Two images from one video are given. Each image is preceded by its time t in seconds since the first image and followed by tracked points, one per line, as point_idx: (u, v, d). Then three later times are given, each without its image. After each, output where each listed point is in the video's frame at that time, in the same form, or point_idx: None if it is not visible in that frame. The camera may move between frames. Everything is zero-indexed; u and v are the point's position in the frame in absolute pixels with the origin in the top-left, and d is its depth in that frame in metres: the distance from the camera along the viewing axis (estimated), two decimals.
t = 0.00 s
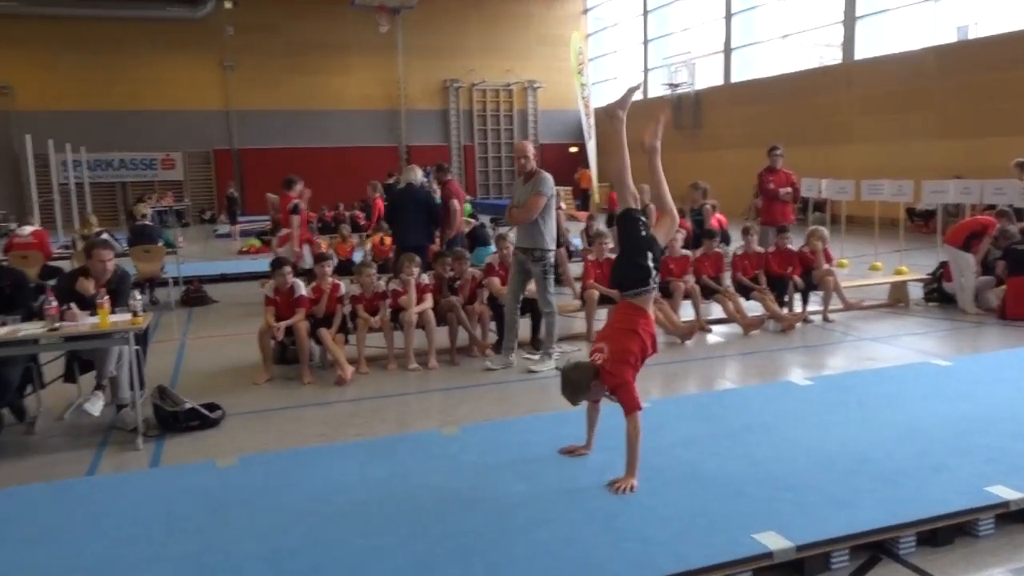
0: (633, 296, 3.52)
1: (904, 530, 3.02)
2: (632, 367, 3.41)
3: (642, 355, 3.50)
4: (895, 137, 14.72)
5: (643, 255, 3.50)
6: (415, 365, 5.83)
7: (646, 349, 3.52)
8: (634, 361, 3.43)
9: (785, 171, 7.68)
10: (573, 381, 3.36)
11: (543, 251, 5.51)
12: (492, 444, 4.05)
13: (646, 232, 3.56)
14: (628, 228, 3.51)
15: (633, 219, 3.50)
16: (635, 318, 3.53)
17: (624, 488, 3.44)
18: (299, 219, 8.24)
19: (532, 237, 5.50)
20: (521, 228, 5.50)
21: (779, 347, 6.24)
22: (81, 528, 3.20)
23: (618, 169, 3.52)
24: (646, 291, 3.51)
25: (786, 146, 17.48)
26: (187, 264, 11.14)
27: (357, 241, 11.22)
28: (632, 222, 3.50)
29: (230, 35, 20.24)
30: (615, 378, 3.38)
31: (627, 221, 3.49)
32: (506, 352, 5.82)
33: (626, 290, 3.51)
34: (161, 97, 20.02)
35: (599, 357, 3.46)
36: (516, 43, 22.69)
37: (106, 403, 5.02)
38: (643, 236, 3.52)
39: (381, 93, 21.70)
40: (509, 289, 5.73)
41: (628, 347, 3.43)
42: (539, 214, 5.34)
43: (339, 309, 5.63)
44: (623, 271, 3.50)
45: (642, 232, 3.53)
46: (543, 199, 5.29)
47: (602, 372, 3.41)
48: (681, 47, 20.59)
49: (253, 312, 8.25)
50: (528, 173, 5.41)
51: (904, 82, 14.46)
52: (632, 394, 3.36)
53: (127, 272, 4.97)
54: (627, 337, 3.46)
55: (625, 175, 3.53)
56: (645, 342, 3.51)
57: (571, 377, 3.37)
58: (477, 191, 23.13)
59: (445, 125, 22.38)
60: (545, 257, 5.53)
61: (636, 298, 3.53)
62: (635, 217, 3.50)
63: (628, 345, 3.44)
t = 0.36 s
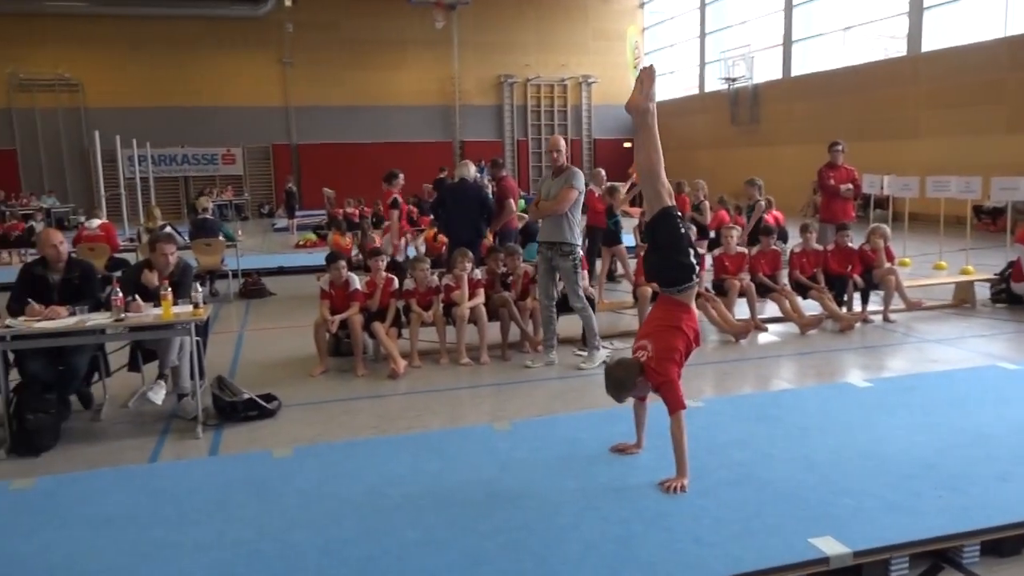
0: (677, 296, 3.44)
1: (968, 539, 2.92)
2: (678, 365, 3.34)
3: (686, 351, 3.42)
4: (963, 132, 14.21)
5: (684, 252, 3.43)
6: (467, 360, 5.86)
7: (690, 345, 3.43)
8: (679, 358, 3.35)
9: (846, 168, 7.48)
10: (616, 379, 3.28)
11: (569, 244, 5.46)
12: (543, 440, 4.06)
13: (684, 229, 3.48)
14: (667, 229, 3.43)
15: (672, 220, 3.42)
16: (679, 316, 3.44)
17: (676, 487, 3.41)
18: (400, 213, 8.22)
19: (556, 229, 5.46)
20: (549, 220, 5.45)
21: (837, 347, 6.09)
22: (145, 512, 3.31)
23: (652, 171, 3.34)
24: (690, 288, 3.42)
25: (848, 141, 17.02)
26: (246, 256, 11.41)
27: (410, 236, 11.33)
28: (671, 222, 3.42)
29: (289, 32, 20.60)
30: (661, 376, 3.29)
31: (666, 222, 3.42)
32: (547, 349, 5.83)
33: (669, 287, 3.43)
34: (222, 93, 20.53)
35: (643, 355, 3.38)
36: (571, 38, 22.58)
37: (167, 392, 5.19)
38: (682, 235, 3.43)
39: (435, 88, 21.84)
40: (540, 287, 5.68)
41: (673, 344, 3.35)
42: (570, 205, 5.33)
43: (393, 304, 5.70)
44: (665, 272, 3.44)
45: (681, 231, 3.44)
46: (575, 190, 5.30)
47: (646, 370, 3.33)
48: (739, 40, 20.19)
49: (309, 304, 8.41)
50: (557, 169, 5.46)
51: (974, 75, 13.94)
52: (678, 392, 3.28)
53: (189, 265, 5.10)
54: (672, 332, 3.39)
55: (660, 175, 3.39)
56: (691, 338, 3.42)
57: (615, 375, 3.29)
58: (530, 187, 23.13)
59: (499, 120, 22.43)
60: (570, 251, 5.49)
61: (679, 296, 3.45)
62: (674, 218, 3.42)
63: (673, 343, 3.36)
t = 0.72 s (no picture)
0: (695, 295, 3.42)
1: (998, 543, 2.87)
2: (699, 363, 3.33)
3: (706, 351, 3.40)
4: (997, 128, 13.94)
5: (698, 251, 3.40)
6: (492, 357, 5.87)
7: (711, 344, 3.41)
8: (700, 358, 3.34)
9: (876, 165, 7.38)
10: (638, 382, 3.27)
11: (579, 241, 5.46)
12: (567, 438, 4.05)
13: (695, 228, 3.46)
14: (680, 230, 3.40)
15: (684, 220, 3.40)
16: (698, 315, 3.42)
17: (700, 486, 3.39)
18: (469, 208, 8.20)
19: (566, 226, 5.46)
20: (558, 217, 5.45)
21: (866, 347, 6.01)
22: (174, 504, 3.37)
23: (656, 171, 3.31)
24: (707, 286, 3.41)
25: (879, 138, 16.78)
26: (274, 253, 11.53)
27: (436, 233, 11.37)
28: (682, 222, 3.40)
29: (317, 31, 20.74)
30: (682, 377, 3.28)
31: (678, 223, 3.40)
32: (572, 347, 5.77)
33: (687, 286, 3.42)
34: (251, 91, 20.75)
35: (663, 356, 3.37)
36: (598, 34, 22.49)
37: (196, 387, 5.26)
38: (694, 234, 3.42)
39: (462, 86, 21.89)
40: (558, 286, 5.67)
41: (693, 344, 3.33)
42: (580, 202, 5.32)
43: (418, 300, 5.74)
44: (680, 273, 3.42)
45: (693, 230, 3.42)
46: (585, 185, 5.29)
47: (668, 372, 3.32)
48: (767, 36, 19.97)
49: (335, 301, 8.47)
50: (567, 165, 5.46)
51: (1008, 71, 13.66)
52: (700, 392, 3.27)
53: (218, 261, 5.16)
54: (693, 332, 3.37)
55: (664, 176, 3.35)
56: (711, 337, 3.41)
57: (636, 379, 3.28)
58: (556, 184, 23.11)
59: (526, 118, 22.43)
60: (581, 247, 5.48)
61: (697, 295, 3.43)
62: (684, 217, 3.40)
63: (693, 343, 3.34)
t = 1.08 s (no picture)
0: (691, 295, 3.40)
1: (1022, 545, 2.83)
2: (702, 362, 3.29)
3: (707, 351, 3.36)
4: None
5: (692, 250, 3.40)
6: (510, 355, 5.88)
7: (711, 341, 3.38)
8: (702, 358, 3.28)
9: (900, 162, 7.29)
10: (644, 391, 3.23)
11: (589, 242, 5.45)
12: (586, 437, 4.05)
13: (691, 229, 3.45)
14: (674, 231, 3.41)
15: (678, 222, 3.41)
16: (695, 315, 3.40)
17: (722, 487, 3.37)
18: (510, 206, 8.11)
19: (576, 226, 5.44)
20: (568, 216, 5.43)
21: (888, 346, 5.94)
22: (196, 500, 3.41)
23: (651, 175, 3.34)
24: (704, 286, 3.39)
25: (903, 135, 16.57)
26: (295, 251, 11.62)
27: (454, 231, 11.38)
28: (675, 224, 3.40)
29: (337, 30, 20.85)
30: (685, 379, 3.22)
31: (672, 225, 3.41)
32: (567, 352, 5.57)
33: (683, 287, 3.41)
34: (272, 91, 20.90)
35: (665, 360, 3.34)
36: (618, 32, 22.39)
37: (218, 384, 5.30)
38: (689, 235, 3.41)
39: (481, 84, 21.90)
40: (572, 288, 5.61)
41: (693, 344, 3.29)
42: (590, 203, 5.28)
43: (436, 298, 5.76)
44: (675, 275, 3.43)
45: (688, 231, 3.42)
46: (596, 186, 5.28)
47: (670, 375, 3.27)
48: (789, 32, 19.78)
49: (355, 299, 8.51)
50: (578, 165, 5.41)
51: None
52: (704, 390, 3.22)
53: (240, 260, 5.21)
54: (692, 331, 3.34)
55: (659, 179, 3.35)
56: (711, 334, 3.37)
57: (641, 388, 3.24)
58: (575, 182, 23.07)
59: (545, 116, 22.39)
60: (590, 248, 5.47)
61: (695, 295, 3.41)
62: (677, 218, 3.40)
63: (692, 343, 3.30)
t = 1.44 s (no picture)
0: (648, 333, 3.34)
1: None
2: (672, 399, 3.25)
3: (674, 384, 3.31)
4: None
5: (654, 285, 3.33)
6: (522, 354, 5.88)
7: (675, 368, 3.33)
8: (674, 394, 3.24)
9: (914, 159, 7.23)
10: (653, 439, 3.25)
11: (589, 244, 5.43)
12: (598, 435, 4.05)
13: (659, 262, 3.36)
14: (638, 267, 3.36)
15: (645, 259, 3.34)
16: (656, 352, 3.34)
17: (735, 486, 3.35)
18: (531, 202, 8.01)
19: (575, 226, 5.43)
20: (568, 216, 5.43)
21: (902, 345, 5.90)
22: (210, 496, 3.43)
23: (642, 201, 3.27)
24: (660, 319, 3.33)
25: (917, 133, 16.45)
26: (307, 249, 11.66)
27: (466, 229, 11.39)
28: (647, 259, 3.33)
29: (349, 29, 20.90)
30: (671, 420, 3.20)
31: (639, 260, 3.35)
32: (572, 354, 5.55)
33: (640, 323, 3.33)
34: (284, 90, 20.98)
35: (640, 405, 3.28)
36: (629, 30, 22.33)
37: (231, 381, 5.33)
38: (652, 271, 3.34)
39: (493, 83, 21.90)
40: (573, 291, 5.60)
41: (662, 385, 3.23)
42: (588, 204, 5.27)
43: (447, 297, 5.78)
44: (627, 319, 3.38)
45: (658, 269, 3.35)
46: (595, 186, 5.25)
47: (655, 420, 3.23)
48: (801, 30, 19.68)
49: (367, 297, 8.53)
50: (579, 165, 5.39)
51: None
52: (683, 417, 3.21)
53: (252, 258, 5.23)
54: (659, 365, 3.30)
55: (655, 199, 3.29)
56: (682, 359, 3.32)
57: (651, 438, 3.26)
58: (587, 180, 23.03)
59: (557, 114, 22.35)
60: (587, 249, 5.44)
61: (650, 331, 3.34)
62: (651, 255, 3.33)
63: (660, 385, 3.24)
